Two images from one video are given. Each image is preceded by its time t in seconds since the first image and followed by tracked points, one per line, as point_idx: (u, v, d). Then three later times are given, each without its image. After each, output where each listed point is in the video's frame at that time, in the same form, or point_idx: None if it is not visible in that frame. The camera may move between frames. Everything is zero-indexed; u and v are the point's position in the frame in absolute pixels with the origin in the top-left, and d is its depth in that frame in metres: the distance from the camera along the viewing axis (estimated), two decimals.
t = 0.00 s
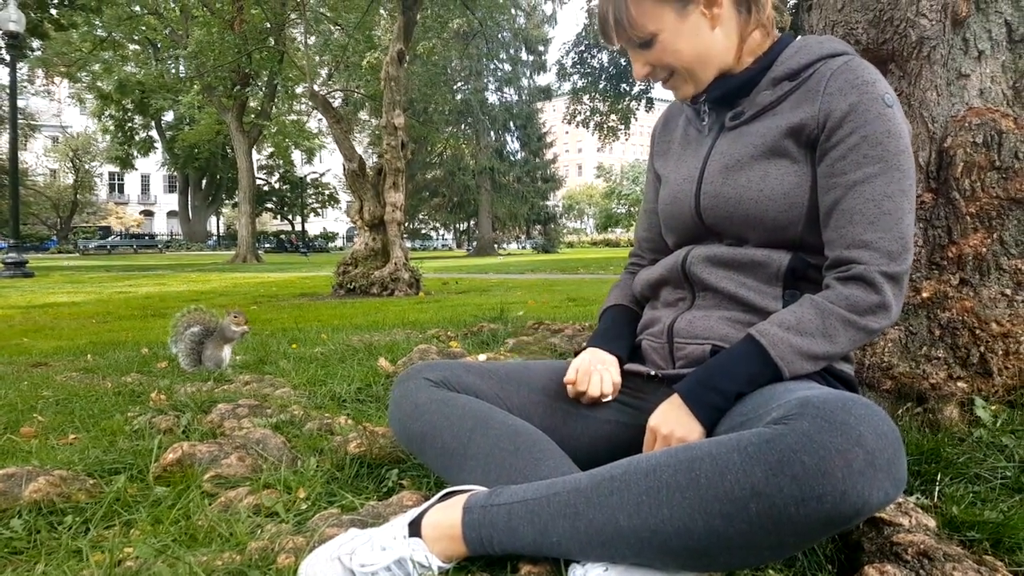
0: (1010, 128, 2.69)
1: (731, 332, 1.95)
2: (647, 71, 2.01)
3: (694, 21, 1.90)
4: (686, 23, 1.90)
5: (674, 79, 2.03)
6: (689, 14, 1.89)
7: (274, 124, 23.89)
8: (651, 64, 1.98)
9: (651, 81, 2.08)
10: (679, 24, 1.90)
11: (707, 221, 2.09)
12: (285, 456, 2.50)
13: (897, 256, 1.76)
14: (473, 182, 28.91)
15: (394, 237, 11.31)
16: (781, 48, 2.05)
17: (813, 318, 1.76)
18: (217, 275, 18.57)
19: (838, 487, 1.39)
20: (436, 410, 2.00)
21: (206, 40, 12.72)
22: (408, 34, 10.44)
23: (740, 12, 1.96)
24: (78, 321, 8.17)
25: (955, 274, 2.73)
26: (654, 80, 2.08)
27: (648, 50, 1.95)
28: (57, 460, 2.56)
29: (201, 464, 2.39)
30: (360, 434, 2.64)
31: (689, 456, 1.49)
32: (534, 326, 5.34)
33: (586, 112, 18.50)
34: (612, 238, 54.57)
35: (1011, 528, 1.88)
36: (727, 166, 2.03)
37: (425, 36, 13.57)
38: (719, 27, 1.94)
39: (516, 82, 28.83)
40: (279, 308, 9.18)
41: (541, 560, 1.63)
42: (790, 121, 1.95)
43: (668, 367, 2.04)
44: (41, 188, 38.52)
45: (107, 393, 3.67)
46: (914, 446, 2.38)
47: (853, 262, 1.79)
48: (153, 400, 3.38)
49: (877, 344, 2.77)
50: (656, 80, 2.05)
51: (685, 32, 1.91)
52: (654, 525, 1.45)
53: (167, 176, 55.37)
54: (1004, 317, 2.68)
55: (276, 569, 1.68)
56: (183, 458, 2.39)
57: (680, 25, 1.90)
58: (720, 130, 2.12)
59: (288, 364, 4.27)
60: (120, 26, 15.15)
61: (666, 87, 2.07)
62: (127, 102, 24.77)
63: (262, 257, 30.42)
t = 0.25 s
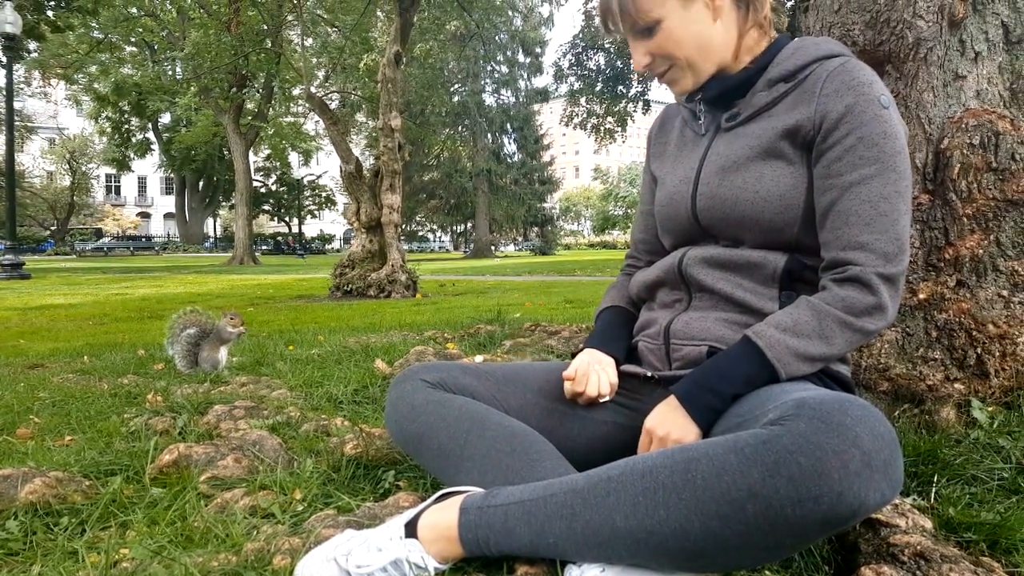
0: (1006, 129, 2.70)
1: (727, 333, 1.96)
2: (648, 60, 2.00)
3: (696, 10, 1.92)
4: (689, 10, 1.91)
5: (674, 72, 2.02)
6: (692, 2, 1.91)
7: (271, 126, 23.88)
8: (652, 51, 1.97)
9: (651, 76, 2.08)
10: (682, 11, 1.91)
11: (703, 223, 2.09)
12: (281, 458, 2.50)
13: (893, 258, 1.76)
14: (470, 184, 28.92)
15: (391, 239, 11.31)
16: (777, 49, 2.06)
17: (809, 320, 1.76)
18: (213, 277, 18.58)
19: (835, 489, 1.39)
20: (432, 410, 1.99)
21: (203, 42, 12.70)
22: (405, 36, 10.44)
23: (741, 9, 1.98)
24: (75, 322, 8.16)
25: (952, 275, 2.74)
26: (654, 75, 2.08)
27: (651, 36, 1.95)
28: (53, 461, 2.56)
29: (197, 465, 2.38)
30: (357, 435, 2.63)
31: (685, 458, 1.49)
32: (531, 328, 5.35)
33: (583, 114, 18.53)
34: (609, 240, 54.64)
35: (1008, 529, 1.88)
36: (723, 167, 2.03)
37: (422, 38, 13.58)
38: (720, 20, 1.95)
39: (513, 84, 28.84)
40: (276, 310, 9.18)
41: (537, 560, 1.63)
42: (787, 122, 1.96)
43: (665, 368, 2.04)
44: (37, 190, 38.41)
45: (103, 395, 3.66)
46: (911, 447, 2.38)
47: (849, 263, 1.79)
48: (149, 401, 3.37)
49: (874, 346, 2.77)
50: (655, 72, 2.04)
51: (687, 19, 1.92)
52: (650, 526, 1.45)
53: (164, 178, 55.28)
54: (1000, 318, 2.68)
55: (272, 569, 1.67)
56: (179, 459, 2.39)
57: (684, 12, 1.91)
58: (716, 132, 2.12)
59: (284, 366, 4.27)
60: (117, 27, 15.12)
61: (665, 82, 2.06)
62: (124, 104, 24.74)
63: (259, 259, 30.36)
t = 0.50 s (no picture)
0: (1005, 129, 2.70)
1: (727, 332, 1.95)
2: (658, 45, 1.98)
3: None
4: None
5: (683, 58, 2.00)
6: None
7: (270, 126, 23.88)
8: (663, 34, 1.95)
9: (658, 63, 2.06)
10: None
11: (702, 222, 2.08)
12: (280, 457, 2.49)
13: (891, 255, 1.77)
14: (468, 184, 28.93)
15: (390, 239, 11.32)
16: (775, 47, 2.06)
17: (809, 319, 1.76)
18: (212, 277, 18.57)
19: (834, 488, 1.39)
20: (431, 409, 1.99)
21: (202, 42, 12.69)
22: (403, 35, 10.45)
23: None
24: (74, 322, 8.15)
25: (951, 275, 2.74)
26: (661, 63, 2.06)
27: (663, 17, 1.94)
28: (51, 461, 2.55)
29: (196, 465, 2.38)
30: (356, 434, 2.63)
31: (684, 456, 1.49)
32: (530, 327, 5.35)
33: (581, 114, 18.53)
34: (607, 240, 54.67)
35: (1007, 528, 1.88)
36: (721, 166, 2.03)
37: (421, 38, 13.60)
38: (728, 8, 1.95)
39: (512, 84, 28.84)
40: (275, 309, 9.17)
41: (536, 559, 1.62)
42: (785, 121, 1.96)
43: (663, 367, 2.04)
44: (36, 190, 38.37)
45: (102, 394, 3.65)
46: (910, 446, 2.38)
47: (848, 262, 1.79)
48: (148, 401, 3.36)
49: (873, 346, 2.76)
50: (664, 58, 2.02)
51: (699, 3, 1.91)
52: (650, 524, 1.45)
53: (163, 178, 55.23)
54: (1000, 317, 2.69)
55: (271, 568, 1.66)
56: (178, 458, 2.39)
57: None
58: (714, 130, 2.12)
59: (283, 366, 4.26)
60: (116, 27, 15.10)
61: (672, 69, 2.05)
62: (122, 104, 24.73)
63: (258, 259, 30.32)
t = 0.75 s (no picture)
0: (1007, 127, 2.70)
1: (728, 330, 1.96)
2: (673, 23, 1.97)
3: None
4: None
5: (697, 40, 1.99)
6: None
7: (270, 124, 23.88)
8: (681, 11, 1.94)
9: (670, 44, 2.04)
10: None
11: (702, 222, 2.08)
12: (281, 455, 2.50)
13: (891, 253, 1.77)
14: (468, 183, 28.92)
15: (390, 237, 11.31)
16: (773, 46, 2.06)
17: (809, 316, 1.76)
18: (212, 276, 18.52)
19: (835, 486, 1.39)
20: (432, 407, 1.99)
21: (202, 40, 12.68)
22: (403, 34, 10.44)
23: None
24: (73, 321, 8.13)
25: (952, 274, 2.74)
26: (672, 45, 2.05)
27: None
28: (52, 459, 2.55)
29: (196, 463, 2.38)
30: (356, 433, 2.63)
31: (686, 453, 1.49)
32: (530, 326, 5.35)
33: (581, 113, 18.53)
34: (607, 239, 54.68)
35: (1008, 527, 1.88)
36: (721, 165, 2.02)
37: (421, 37, 13.58)
38: None
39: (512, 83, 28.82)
40: (274, 308, 9.15)
41: (537, 557, 1.62)
42: (784, 119, 1.95)
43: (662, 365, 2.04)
44: (36, 189, 38.33)
45: (102, 393, 3.65)
46: (910, 445, 2.38)
47: (848, 259, 1.79)
48: (148, 399, 3.36)
49: (874, 345, 2.76)
50: (677, 38, 2.01)
51: None
52: (650, 523, 1.45)
53: (163, 177, 55.19)
54: (1001, 316, 2.69)
55: (272, 565, 1.66)
56: (179, 456, 2.39)
57: None
58: (713, 129, 2.12)
59: (284, 364, 4.26)
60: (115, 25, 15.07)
61: (683, 52, 2.03)
62: (122, 102, 24.72)
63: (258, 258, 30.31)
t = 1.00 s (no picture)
0: (1008, 127, 2.70)
1: (729, 331, 1.96)
2: None
3: None
4: None
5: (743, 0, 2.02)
6: None
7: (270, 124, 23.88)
8: None
9: (716, 7, 2.02)
10: None
11: (701, 224, 2.08)
12: (281, 455, 2.50)
13: (888, 249, 1.77)
14: (468, 182, 28.93)
15: (390, 237, 11.31)
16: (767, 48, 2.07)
17: (809, 314, 1.76)
18: (212, 275, 18.51)
19: (836, 486, 1.39)
20: (433, 408, 1.99)
21: (202, 40, 12.68)
22: (403, 34, 10.44)
23: None
24: (74, 321, 8.13)
25: (952, 274, 2.74)
26: (715, 9, 2.03)
27: None
28: (52, 459, 2.56)
29: (197, 463, 2.38)
30: (357, 433, 2.63)
31: (686, 452, 1.49)
32: (531, 326, 5.35)
33: (581, 113, 18.55)
34: (608, 239, 54.71)
35: (1010, 527, 1.88)
36: (720, 168, 2.02)
37: (421, 37, 13.60)
38: None
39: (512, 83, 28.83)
40: (275, 308, 9.15)
41: (538, 558, 1.62)
42: (781, 120, 1.96)
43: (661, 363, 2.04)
44: (36, 189, 38.32)
45: (103, 393, 3.65)
46: (911, 445, 2.38)
47: (846, 257, 1.79)
48: (149, 399, 3.36)
49: (874, 344, 2.76)
50: None
51: None
52: (651, 523, 1.45)
53: (163, 177, 55.18)
54: (1002, 316, 2.69)
55: (273, 566, 1.66)
56: (179, 457, 2.39)
57: None
58: (709, 132, 2.12)
59: (284, 364, 4.26)
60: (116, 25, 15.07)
61: (727, 14, 2.03)
62: (122, 102, 24.72)
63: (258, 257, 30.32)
